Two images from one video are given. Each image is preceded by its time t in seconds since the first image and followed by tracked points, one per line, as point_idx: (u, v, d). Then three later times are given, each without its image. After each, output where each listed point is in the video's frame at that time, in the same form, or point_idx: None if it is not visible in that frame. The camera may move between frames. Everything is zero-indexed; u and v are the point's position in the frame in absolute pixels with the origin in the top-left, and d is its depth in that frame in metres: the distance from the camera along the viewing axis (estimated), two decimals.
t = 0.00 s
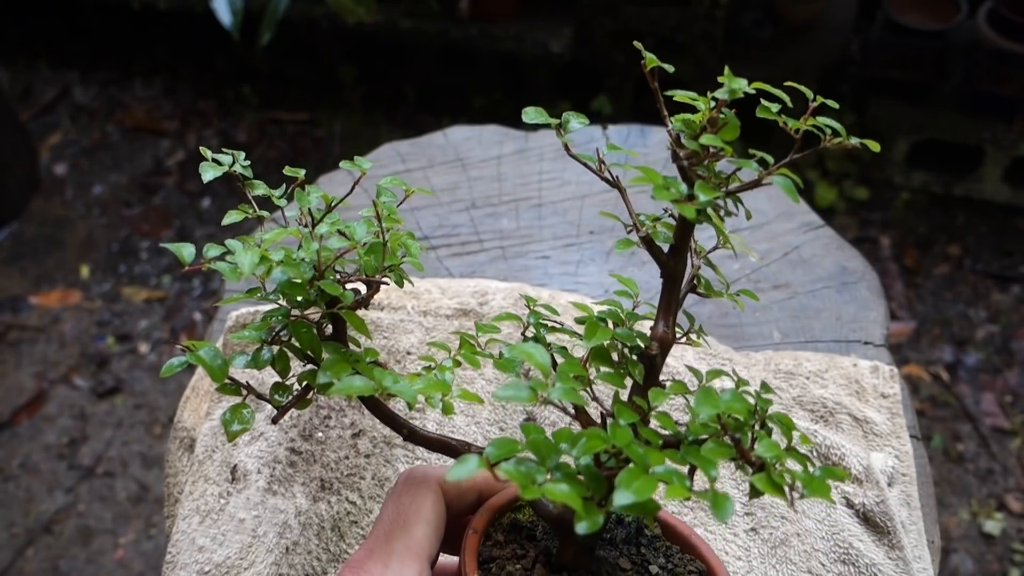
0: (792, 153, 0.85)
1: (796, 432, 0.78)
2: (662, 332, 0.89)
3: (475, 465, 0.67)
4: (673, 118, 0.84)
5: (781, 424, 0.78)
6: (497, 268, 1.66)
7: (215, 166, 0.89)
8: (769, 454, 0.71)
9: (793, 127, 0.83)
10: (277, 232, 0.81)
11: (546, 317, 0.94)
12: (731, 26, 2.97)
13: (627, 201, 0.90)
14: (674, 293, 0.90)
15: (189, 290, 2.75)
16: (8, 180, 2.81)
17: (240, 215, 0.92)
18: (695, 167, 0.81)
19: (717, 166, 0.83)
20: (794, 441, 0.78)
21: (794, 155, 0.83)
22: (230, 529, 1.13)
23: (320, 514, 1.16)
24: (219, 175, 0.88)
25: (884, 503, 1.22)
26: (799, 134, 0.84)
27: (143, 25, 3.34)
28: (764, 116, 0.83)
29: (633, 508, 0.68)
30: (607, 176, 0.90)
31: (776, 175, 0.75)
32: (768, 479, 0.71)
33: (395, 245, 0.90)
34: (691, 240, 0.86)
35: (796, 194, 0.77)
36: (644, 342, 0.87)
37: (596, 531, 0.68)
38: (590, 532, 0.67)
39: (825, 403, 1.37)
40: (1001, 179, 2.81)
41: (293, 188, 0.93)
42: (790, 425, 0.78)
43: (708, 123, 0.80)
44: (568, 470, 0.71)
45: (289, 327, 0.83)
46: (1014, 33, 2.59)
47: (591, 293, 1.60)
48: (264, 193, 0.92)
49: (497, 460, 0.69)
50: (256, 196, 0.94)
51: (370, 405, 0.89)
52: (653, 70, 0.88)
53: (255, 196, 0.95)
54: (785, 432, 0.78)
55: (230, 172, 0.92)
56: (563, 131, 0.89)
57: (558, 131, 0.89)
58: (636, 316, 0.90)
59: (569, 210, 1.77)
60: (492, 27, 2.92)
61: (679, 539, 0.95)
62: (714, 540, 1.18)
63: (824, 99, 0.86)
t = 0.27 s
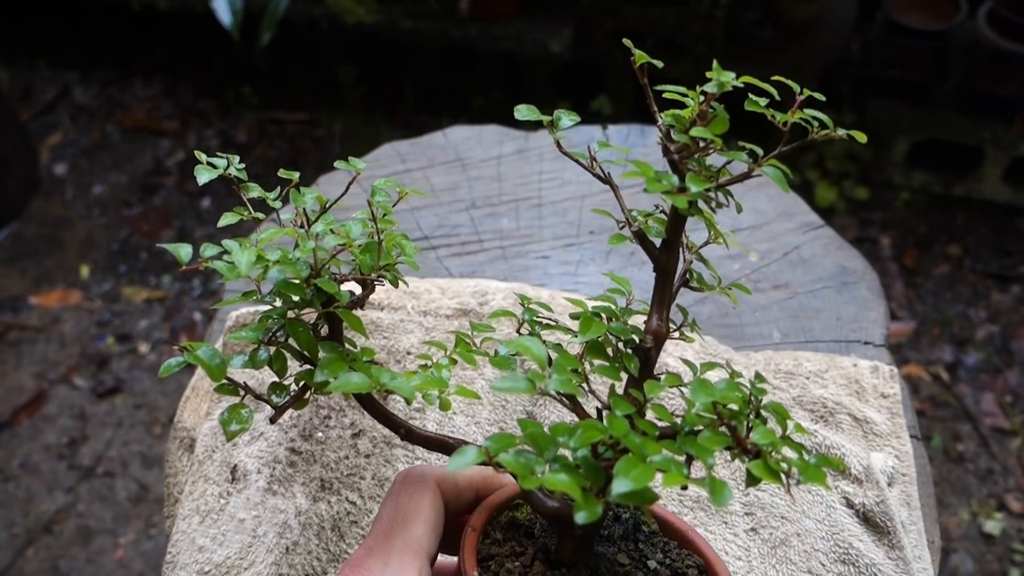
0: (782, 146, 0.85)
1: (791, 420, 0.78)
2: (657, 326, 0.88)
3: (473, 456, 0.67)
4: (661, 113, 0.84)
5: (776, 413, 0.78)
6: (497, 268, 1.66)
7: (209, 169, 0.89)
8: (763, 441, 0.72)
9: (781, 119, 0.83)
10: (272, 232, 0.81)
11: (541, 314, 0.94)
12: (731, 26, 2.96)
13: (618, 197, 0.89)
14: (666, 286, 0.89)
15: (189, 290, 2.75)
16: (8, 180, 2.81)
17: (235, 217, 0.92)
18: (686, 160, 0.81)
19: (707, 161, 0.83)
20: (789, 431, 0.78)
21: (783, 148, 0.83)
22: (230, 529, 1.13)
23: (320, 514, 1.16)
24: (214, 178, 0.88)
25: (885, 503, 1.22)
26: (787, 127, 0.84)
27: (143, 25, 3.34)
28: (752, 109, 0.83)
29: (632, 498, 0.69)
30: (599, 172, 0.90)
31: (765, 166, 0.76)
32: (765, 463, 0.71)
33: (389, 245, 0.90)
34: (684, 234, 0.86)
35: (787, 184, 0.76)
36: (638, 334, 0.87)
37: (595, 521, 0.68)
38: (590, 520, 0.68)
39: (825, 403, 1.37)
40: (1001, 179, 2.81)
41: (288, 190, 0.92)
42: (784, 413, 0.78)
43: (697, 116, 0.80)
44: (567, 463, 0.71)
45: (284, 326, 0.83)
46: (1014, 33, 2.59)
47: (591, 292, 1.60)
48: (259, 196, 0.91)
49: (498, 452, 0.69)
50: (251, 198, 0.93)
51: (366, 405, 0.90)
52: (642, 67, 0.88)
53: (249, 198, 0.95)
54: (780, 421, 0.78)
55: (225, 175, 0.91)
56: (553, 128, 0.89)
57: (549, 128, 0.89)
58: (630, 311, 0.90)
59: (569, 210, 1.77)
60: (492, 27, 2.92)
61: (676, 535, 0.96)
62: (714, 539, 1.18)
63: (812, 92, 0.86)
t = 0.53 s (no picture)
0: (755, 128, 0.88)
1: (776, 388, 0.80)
2: (644, 307, 0.89)
3: (476, 421, 0.68)
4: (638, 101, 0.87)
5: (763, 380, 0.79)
6: (497, 268, 1.65)
7: (203, 172, 0.88)
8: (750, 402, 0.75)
9: (752, 103, 0.85)
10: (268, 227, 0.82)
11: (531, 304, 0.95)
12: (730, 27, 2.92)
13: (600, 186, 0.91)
14: (650, 268, 0.92)
15: (189, 290, 2.75)
16: (8, 181, 2.81)
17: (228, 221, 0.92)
18: (664, 142, 0.85)
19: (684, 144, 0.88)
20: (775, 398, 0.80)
21: (756, 129, 0.86)
22: (230, 529, 1.13)
23: (320, 514, 1.16)
24: (207, 180, 0.88)
25: (885, 504, 1.22)
26: (760, 109, 0.86)
27: (143, 25, 3.34)
28: (725, 93, 0.84)
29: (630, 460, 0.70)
30: (581, 164, 0.91)
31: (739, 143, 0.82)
32: (756, 422, 0.74)
33: (382, 240, 0.91)
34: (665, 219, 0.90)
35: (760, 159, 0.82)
36: (627, 315, 0.87)
37: (595, 485, 0.69)
38: (591, 483, 0.69)
39: (825, 403, 1.37)
40: (1001, 179, 2.81)
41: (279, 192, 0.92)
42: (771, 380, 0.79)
43: (674, 100, 0.85)
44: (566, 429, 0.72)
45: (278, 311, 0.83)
46: (1014, 33, 2.59)
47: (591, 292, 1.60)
48: (251, 199, 0.91)
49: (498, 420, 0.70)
50: (243, 202, 0.93)
51: (359, 398, 0.90)
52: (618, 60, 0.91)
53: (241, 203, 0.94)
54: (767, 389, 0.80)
55: (218, 178, 0.91)
56: (536, 122, 0.88)
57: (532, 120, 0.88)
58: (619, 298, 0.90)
59: (569, 210, 1.77)
60: (492, 28, 2.92)
61: (670, 523, 0.98)
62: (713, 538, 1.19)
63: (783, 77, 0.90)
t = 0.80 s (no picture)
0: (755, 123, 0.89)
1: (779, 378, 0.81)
2: (647, 300, 0.90)
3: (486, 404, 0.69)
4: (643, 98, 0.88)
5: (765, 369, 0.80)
6: (497, 268, 1.65)
7: (215, 165, 0.88)
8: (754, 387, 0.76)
9: (755, 101, 0.85)
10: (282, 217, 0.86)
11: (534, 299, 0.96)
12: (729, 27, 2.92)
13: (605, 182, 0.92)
14: (654, 263, 0.92)
15: (189, 290, 2.75)
16: (8, 181, 2.81)
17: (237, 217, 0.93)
18: (670, 136, 0.86)
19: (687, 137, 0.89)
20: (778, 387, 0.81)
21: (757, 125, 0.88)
22: (230, 529, 1.13)
23: (320, 514, 1.16)
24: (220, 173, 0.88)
25: (884, 503, 1.22)
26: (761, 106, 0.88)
27: (143, 25, 3.34)
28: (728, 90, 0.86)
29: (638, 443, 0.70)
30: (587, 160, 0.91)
31: (745, 136, 0.82)
32: (762, 406, 0.75)
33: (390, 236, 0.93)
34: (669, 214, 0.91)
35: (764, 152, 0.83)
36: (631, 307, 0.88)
37: (604, 468, 0.70)
38: (600, 465, 0.69)
39: (825, 403, 1.37)
40: (1001, 179, 2.81)
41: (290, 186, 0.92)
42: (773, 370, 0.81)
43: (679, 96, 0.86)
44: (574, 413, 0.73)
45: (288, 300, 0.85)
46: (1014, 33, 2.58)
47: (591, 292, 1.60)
48: (261, 192, 0.91)
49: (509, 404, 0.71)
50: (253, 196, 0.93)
51: (365, 391, 0.92)
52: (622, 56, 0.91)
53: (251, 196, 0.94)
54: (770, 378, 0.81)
55: (229, 172, 0.91)
56: (543, 117, 0.88)
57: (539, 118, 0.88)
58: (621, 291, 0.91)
59: (569, 210, 1.77)
60: (492, 27, 2.92)
61: (671, 519, 0.98)
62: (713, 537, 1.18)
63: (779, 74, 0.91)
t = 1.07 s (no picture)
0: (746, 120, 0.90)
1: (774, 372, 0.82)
2: (642, 297, 0.90)
3: (486, 398, 0.69)
4: (635, 96, 0.88)
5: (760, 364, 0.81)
6: (497, 268, 1.65)
7: (208, 170, 0.88)
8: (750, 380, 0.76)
9: (746, 97, 0.86)
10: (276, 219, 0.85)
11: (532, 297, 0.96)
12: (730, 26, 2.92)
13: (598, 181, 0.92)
14: (649, 261, 0.93)
15: (189, 290, 2.75)
16: (8, 181, 2.81)
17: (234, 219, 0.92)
18: (662, 134, 0.86)
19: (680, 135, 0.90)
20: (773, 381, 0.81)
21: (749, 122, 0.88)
22: (230, 529, 1.13)
23: (320, 515, 1.16)
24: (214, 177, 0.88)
25: (884, 503, 1.22)
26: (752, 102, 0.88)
27: (143, 25, 3.34)
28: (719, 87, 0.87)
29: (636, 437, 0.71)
30: (579, 159, 0.92)
31: (736, 133, 0.83)
32: (758, 398, 0.75)
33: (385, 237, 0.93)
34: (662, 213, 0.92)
35: (755, 148, 0.83)
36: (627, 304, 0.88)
37: (603, 462, 0.70)
38: (598, 460, 0.69)
39: (825, 403, 1.37)
40: (1001, 179, 2.81)
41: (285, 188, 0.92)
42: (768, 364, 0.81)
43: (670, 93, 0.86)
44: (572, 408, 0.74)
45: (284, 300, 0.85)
46: (1014, 33, 2.57)
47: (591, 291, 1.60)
48: (255, 195, 0.91)
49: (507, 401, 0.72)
50: (247, 199, 0.93)
51: (361, 392, 0.92)
52: (614, 53, 0.92)
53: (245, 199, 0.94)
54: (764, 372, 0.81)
55: (223, 176, 0.91)
56: (535, 117, 0.88)
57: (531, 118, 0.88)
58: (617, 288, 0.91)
59: (569, 211, 1.77)
60: (492, 27, 2.92)
61: (669, 516, 0.98)
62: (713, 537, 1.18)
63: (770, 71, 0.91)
